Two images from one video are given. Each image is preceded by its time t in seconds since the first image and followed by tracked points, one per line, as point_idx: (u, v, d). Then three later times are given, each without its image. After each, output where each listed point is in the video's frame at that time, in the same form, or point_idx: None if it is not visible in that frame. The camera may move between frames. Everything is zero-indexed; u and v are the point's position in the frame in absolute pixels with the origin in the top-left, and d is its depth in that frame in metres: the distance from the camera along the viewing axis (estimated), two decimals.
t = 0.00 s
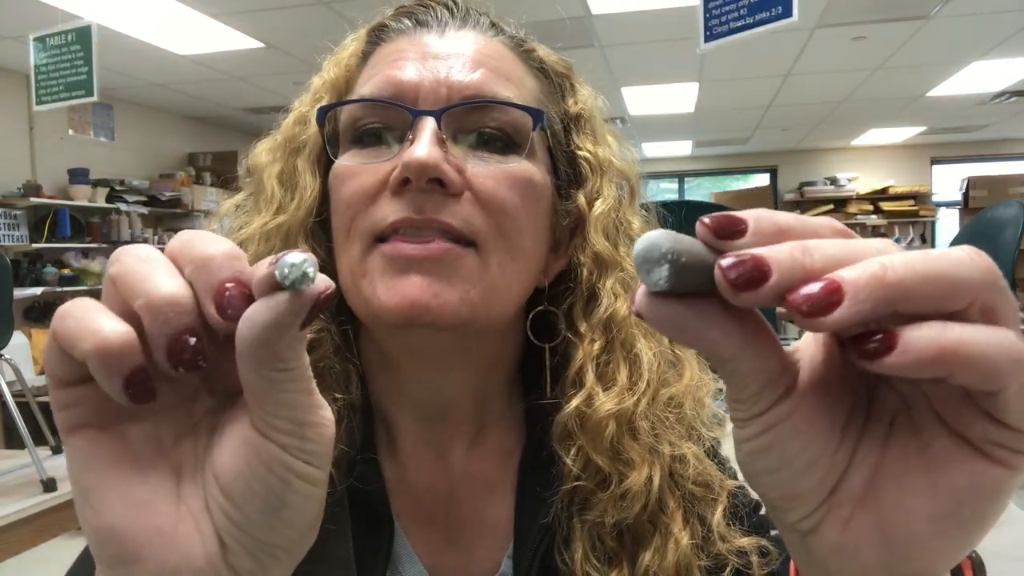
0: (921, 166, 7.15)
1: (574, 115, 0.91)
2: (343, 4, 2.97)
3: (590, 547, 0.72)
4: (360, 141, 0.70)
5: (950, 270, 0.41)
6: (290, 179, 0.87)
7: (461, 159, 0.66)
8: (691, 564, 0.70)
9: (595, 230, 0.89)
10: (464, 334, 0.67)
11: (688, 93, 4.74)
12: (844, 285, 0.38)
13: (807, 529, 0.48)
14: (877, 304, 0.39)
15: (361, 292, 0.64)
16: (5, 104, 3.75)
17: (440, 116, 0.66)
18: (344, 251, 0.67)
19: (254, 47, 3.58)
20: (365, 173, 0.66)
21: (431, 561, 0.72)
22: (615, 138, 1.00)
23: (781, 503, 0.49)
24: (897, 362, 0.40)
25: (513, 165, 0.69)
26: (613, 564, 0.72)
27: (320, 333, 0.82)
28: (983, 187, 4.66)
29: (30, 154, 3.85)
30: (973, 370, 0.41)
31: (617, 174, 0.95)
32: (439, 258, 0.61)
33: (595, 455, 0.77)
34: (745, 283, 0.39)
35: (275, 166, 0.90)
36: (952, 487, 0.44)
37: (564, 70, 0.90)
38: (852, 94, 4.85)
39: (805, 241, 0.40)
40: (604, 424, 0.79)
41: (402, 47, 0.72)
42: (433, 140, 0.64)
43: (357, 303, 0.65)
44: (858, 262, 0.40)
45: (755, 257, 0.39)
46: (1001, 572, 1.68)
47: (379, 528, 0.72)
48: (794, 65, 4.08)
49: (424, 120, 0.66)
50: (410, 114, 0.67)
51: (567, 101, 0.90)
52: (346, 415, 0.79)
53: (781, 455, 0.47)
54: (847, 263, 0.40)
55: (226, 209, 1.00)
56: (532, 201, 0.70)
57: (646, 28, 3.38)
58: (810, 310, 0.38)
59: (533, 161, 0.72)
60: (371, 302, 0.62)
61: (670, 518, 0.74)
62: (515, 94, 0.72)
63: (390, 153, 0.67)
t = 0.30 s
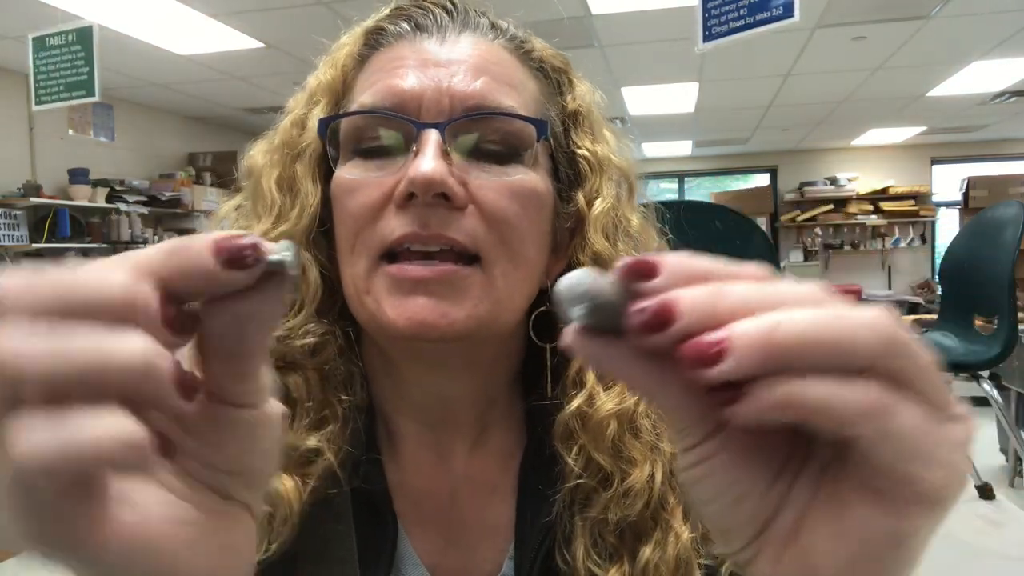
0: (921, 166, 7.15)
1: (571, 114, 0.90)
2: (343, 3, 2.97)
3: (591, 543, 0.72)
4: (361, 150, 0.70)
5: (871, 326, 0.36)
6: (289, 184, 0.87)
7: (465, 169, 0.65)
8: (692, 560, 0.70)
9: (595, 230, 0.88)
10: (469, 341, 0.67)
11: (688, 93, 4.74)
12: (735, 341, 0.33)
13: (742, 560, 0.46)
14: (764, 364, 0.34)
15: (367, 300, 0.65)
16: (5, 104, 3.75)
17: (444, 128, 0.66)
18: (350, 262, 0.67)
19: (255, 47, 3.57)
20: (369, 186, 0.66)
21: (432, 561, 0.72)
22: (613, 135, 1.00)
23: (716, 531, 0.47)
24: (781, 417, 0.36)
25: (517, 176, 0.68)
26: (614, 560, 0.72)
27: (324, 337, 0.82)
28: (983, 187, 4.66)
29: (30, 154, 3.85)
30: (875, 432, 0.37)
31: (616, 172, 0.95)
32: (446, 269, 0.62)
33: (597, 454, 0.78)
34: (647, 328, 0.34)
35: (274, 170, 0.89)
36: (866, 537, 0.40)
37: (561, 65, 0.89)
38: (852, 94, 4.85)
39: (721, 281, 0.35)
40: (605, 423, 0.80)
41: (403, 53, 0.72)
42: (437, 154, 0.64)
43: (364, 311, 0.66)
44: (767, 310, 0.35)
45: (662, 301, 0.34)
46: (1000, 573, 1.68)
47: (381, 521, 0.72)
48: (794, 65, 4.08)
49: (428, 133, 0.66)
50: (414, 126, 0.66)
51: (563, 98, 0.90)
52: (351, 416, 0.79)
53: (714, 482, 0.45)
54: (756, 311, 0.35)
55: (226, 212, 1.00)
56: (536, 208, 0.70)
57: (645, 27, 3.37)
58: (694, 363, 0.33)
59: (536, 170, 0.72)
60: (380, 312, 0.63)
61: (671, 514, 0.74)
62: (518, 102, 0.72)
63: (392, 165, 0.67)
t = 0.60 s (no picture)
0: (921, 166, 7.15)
1: (562, 110, 0.91)
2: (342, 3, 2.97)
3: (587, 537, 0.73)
4: (360, 153, 0.70)
5: (778, 429, 0.30)
6: (282, 187, 0.87)
7: (471, 171, 0.66)
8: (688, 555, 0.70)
9: (588, 226, 0.88)
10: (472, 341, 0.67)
11: (688, 93, 4.74)
12: (599, 427, 0.28)
13: None
14: (627, 464, 0.28)
15: (375, 299, 0.65)
16: (6, 105, 3.75)
17: (449, 128, 0.66)
18: (354, 263, 0.67)
19: (254, 47, 3.58)
20: (374, 189, 0.66)
21: (431, 564, 0.72)
22: (601, 132, 1.01)
23: None
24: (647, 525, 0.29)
25: (520, 176, 0.68)
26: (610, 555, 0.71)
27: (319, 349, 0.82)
28: (983, 187, 4.66)
29: (30, 154, 3.85)
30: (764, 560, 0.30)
31: (606, 169, 0.96)
32: (454, 267, 0.62)
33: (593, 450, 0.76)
34: (519, 397, 0.30)
35: (266, 173, 0.89)
36: None
37: (549, 61, 0.88)
38: (853, 94, 4.84)
39: (623, 351, 0.31)
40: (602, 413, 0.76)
41: (401, 51, 0.71)
42: (444, 154, 0.64)
43: (372, 311, 0.66)
44: (654, 401, 0.29)
45: (546, 366, 0.29)
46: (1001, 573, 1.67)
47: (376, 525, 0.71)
48: (793, 65, 4.08)
49: (432, 133, 0.66)
50: (418, 126, 0.66)
51: (554, 95, 0.89)
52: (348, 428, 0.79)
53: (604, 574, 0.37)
54: (643, 399, 0.29)
55: (217, 211, 1.00)
56: (538, 208, 0.70)
57: (645, 27, 3.37)
58: (544, 441, 0.28)
59: (538, 168, 0.72)
60: (389, 310, 0.63)
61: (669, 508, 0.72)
62: (518, 101, 0.73)
63: (398, 167, 0.67)
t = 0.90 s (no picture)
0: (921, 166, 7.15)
1: (556, 109, 0.90)
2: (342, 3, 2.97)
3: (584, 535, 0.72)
4: (353, 155, 0.70)
5: (671, 487, 0.39)
6: (276, 189, 0.87)
7: (465, 173, 0.66)
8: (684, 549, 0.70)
9: (583, 225, 0.88)
10: (469, 341, 0.68)
11: (688, 93, 4.74)
12: (526, 481, 0.37)
13: None
14: (546, 510, 0.38)
15: (371, 301, 0.65)
16: (6, 105, 3.75)
17: (442, 129, 0.66)
18: (349, 263, 0.67)
19: (253, 47, 3.58)
20: (368, 191, 0.66)
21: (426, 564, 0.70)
22: (597, 130, 1.01)
23: None
24: (553, 560, 0.38)
25: (516, 176, 0.69)
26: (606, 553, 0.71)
27: (314, 354, 0.82)
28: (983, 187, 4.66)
29: (30, 154, 3.85)
30: None
31: (601, 166, 0.96)
32: (451, 270, 0.62)
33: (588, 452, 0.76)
34: (479, 439, 0.37)
35: (259, 174, 0.90)
36: None
37: (542, 59, 0.88)
38: (853, 95, 4.84)
39: (574, 400, 0.38)
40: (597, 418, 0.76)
41: (392, 52, 0.71)
42: (438, 156, 0.64)
43: (367, 313, 0.66)
44: (579, 458, 0.38)
45: (506, 415, 0.36)
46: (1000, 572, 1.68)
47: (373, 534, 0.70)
48: (793, 65, 4.08)
49: (425, 134, 0.66)
50: (411, 128, 0.66)
51: (548, 94, 0.89)
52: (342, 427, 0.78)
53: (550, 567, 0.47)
54: (573, 456, 0.38)
55: (211, 215, 1.00)
56: (533, 208, 0.70)
57: (645, 28, 3.37)
58: (477, 494, 0.37)
59: (532, 168, 0.72)
60: (385, 309, 0.64)
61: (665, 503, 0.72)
62: (511, 101, 0.73)
63: (391, 169, 0.67)
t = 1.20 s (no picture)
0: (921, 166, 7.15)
1: (557, 109, 0.91)
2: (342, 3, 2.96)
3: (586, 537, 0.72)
4: (355, 152, 0.70)
5: (652, 469, 0.40)
6: (277, 188, 0.87)
7: (465, 170, 0.66)
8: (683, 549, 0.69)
9: (584, 225, 0.88)
10: (469, 339, 0.68)
11: (688, 93, 4.74)
12: (510, 469, 0.38)
13: None
14: (531, 495, 0.39)
15: (372, 300, 0.66)
16: (6, 105, 3.75)
17: (443, 125, 0.66)
18: (351, 261, 0.67)
19: (253, 47, 3.58)
20: (370, 188, 0.66)
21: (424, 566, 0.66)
22: (598, 131, 1.01)
23: None
24: (535, 543, 0.40)
25: (516, 174, 0.69)
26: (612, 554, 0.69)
27: (316, 351, 0.82)
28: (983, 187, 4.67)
29: (30, 154, 3.86)
30: (636, 569, 0.40)
31: (602, 166, 0.96)
32: (451, 270, 0.63)
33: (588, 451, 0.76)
34: (467, 430, 0.38)
35: (261, 173, 0.90)
36: None
37: (543, 60, 0.88)
38: (853, 94, 4.84)
39: (557, 391, 0.40)
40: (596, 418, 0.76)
41: (394, 50, 0.71)
42: (439, 152, 0.64)
43: (369, 311, 0.66)
44: (563, 446, 0.40)
45: (492, 408, 0.38)
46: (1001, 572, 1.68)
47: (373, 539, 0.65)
48: (793, 65, 4.08)
49: (426, 130, 0.65)
50: (412, 125, 0.66)
51: (549, 94, 0.89)
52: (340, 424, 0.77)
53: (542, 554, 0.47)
54: (557, 443, 0.40)
55: (213, 214, 1.00)
56: (533, 207, 0.70)
57: (645, 28, 3.37)
58: (463, 482, 0.38)
59: (533, 167, 0.72)
60: (386, 307, 0.64)
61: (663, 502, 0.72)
62: (512, 99, 0.73)
63: (392, 166, 0.67)
